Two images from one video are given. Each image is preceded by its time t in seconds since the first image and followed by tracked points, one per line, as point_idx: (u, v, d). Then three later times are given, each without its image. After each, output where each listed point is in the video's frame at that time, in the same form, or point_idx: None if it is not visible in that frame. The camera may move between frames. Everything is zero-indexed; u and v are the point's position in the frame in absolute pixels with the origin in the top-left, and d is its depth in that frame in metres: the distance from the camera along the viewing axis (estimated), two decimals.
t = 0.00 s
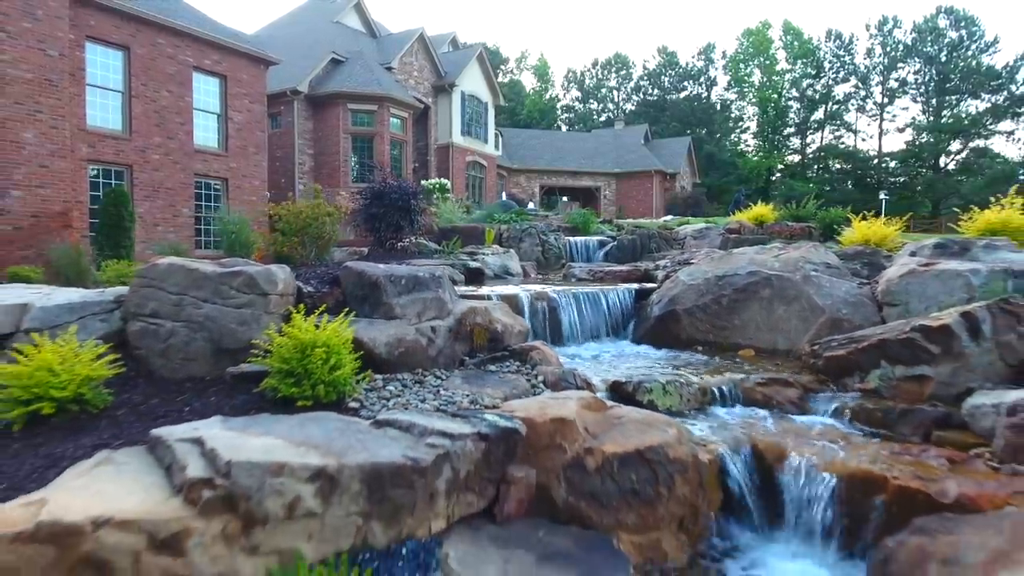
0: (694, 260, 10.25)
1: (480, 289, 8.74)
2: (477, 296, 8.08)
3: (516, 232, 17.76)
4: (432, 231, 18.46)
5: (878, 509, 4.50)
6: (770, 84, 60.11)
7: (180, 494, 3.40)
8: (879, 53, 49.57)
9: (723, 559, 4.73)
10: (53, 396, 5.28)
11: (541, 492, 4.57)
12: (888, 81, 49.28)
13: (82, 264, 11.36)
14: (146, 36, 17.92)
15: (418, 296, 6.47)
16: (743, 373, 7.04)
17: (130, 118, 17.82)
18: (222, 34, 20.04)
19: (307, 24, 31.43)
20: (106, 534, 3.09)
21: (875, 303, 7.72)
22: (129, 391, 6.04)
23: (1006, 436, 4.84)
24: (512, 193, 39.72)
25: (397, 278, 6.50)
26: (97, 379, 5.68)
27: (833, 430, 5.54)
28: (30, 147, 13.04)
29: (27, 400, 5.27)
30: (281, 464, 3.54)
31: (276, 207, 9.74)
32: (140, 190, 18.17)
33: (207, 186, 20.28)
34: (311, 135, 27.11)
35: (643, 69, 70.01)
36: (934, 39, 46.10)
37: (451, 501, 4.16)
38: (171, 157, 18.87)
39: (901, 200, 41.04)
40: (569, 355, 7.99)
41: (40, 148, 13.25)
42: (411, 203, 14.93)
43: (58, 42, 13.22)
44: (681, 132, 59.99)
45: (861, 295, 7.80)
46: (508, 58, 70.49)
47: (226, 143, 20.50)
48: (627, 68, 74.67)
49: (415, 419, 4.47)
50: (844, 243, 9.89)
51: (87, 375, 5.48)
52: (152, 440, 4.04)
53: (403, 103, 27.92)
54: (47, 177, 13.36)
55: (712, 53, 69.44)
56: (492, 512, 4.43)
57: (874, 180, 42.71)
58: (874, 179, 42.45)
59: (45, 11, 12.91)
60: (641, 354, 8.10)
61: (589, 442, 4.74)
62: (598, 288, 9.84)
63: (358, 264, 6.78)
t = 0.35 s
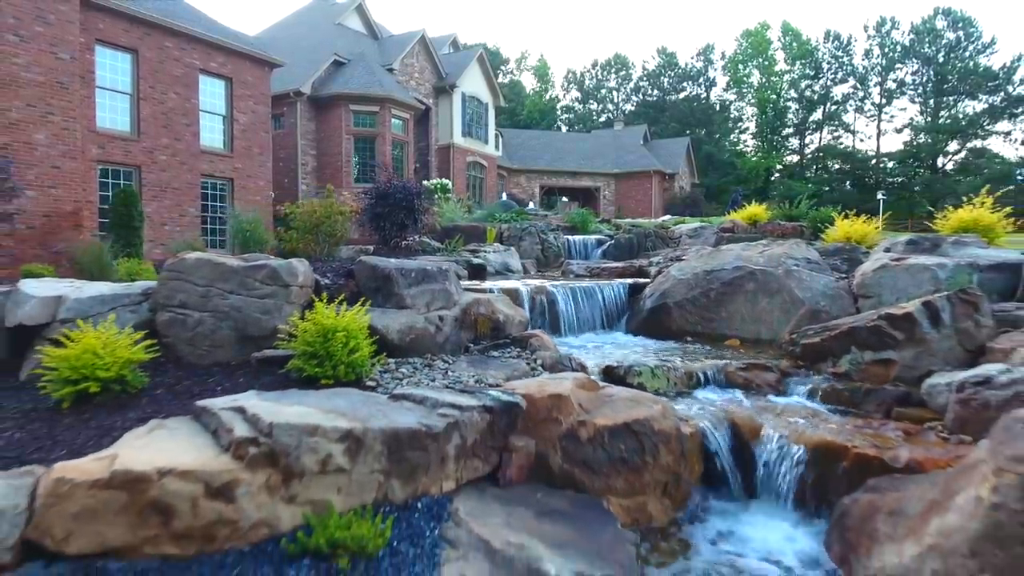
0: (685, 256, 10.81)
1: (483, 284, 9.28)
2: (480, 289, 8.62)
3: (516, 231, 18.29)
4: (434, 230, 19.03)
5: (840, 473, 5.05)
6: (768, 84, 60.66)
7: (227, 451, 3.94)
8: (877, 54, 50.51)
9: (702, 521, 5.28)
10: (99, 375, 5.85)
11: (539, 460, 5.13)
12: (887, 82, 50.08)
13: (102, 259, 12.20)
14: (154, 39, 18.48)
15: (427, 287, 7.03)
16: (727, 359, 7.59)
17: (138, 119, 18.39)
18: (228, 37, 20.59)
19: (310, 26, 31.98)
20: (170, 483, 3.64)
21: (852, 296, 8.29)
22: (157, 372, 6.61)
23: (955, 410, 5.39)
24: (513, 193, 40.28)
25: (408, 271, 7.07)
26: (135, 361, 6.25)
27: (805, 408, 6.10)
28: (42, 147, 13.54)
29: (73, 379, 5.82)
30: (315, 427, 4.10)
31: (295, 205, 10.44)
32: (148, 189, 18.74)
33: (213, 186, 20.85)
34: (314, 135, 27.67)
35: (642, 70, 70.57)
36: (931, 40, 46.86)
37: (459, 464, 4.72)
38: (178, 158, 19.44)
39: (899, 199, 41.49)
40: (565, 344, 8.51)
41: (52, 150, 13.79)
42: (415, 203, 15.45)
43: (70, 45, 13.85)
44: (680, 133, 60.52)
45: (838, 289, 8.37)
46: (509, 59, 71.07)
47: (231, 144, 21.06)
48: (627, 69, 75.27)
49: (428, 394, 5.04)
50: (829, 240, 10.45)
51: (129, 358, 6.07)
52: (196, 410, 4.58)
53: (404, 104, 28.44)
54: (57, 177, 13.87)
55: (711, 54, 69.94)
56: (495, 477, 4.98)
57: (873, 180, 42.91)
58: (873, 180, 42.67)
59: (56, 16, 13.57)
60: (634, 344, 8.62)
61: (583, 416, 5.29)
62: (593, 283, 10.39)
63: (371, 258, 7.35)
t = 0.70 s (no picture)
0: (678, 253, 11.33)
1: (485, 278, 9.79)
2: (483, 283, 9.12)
3: (516, 230, 18.81)
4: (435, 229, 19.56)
5: (812, 449, 5.56)
6: (767, 85, 61.18)
7: (261, 422, 4.45)
8: (875, 55, 51.29)
9: (688, 493, 5.76)
10: (134, 361, 6.37)
11: (538, 436, 5.62)
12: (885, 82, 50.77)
13: (121, 257, 13.15)
14: (160, 42, 18.98)
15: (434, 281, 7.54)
16: (715, 349, 8.08)
17: (145, 120, 18.90)
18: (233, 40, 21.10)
19: (312, 27, 32.51)
20: (213, 447, 4.14)
21: (833, 290, 8.81)
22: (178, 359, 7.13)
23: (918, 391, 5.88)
24: (513, 193, 40.79)
25: (416, 265, 7.58)
26: (166, 349, 6.77)
27: (784, 391, 6.59)
28: (52, 148, 14.05)
29: (110, 364, 6.33)
30: (339, 401, 4.59)
31: (309, 204, 11.06)
32: (155, 189, 19.26)
33: (218, 186, 21.36)
34: (316, 136, 28.19)
35: (642, 70, 71.13)
36: (929, 40, 47.51)
37: (466, 438, 5.22)
38: (184, 159, 19.95)
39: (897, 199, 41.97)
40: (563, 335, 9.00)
41: (62, 150, 14.30)
42: (419, 203, 15.95)
43: (79, 48, 14.40)
44: (679, 133, 61.01)
45: (821, 283, 8.88)
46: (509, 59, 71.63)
47: (236, 144, 21.56)
48: (627, 69, 75.83)
49: (437, 375, 5.55)
50: (815, 236, 10.96)
51: (161, 346, 6.60)
52: (228, 389, 5.09)
53: (406, 105, 28.96)
54: (68, 177, 14.40)
55: (710, 55, 70.41)
56: (498, 451, 5.48)
57: (871, 180, 43.31)
58: (870, 180, 43.10)
59: (67, 20, 14.07)
60: (629, 335, 9.12)
61: (579, 396, 5.79)
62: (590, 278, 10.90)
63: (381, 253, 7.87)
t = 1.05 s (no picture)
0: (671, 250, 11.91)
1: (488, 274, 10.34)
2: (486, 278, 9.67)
3: (517, 229, 19.37)
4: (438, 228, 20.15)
5: (787, 425, 6.10)
6: (767, 85, 61.77)
7: (292, 396, 5.01)
8: (873, 55, 51.81)
9: (675, 467, 6.30)
10: (167, 347, 6.92)
11: (538, 414, 6.17)
12: (883, 82, 51.33)
13: (138, 254, 14.92)
14: (168, 45, 19.56)
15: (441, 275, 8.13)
16: (704, 338, 8.63)
17: (153, 122, 19.46)
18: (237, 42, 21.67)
19: (316, 29, 33.08)
20: (252, 416, 4.70)
21: (815, 283, 9.38)
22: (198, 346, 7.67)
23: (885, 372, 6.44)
24: (513, 193, 41.36)
25: (425, 260, 8.16)
26: (194, 336, 7.33)
27: (766, 375, 7.14)
28: (63, 149, 15.35)
29: (145, 349, 6.89)
30: (360, 377, 5.16)
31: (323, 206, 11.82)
32: (162, 189, 19.81)
33: (224, 186, 21.91)
34: (319, 137, 28.79)
35: (641, 71, 71.73)
36: (927, 41, 47.80)
37: (473, 413, 5.77)
38: (192, 159, 20.54)
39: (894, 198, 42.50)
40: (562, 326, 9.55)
41: (74, 151, 15.64)
42: (424, 202, 16.54)
43: (90, 52, 15.66)
44: (678, 133, 61.58)
45: (803, 277, 9.46)
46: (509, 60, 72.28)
47: (241, 145, 22.11)
48: (626, 70, 76.56)
49: (446, 358, 6.11)
50: (801, 233, 11.54)
51: (191, 333, 7.16)
52: (257, 369, 5.65)
53: (407, 106, 29.55)
54: (80, 178, 15.81)
55: (710, 55, 70.93)
56: (502, 427, 6.03)
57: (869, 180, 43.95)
58: (869, 180, 43.69)
59: (77, 24, 15.34)
60: (624, 326, 9.67)
61: (575, 378, 6.34)
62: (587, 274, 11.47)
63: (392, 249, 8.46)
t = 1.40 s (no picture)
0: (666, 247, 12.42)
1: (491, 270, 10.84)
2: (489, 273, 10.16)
3: (518, 227, 19.81)
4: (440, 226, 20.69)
5: (770, 406, 6.59)
6: (766, 86, 62.29)
7: (315, 376, 5.52)
8: (872, 57, 52.47)
9: (666, 446, 6.80)
10: (193, 336, 7.44)
11: (539, 396, 6.68)
12: (881, 83, 51.97)
13: (155, 251, 15.88)
14: (175, 48, 20.08)
15: (448, 269, 8.64)
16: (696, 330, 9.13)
17: (161, 123, 19.97)
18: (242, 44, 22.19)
19: (319, 31, 33.55)
20: (281, 394, 5.20)
21: (801, 279, 9.92)
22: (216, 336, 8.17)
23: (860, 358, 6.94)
24: (514, 193, 41.87)
25: (433, 255, 8.68)
26: (218, 327, 7.85)
27: (753, 361, 7.64)
28: (74, 150, 16.14)
29: (172, 338, 7.40)
30: (377, 359, 5.67)
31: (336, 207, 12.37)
32: (169, 188, 20.33)
33: (229, 186, 22.42)
34: (321, 137, 29.28)
35: (641, 72, 72.21)
36: (925, 42, 48.31)
37: (479, 395, 6.28)
38: (198, 160, 21.04)
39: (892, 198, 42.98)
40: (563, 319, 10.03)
41: (84, 152, 16.47)
42: (428, 201, 16.93)
43: (98, 54, 16.45)
44: (678, 133, 62.02)
45: (790, 273, 10.00)
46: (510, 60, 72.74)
47: (246, 145, 22.61)
48: (626, 71, 77.21)
49: (454, 344, 6.62)
50: (790, 231, 12.04)
51: (215, 324, 7.68)
52: (281, 354, 6.16)
53: (408, 107, 30.07)
54: (89, 177, 16.62)
55: (709, 56, 71.40)
56: (506, 408, 6.54)
57: (868, 180, 44.41)
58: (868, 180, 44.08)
59: (88, 27, 16.16)
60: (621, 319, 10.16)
61: (573, 363, 6.84)
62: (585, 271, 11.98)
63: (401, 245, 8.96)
